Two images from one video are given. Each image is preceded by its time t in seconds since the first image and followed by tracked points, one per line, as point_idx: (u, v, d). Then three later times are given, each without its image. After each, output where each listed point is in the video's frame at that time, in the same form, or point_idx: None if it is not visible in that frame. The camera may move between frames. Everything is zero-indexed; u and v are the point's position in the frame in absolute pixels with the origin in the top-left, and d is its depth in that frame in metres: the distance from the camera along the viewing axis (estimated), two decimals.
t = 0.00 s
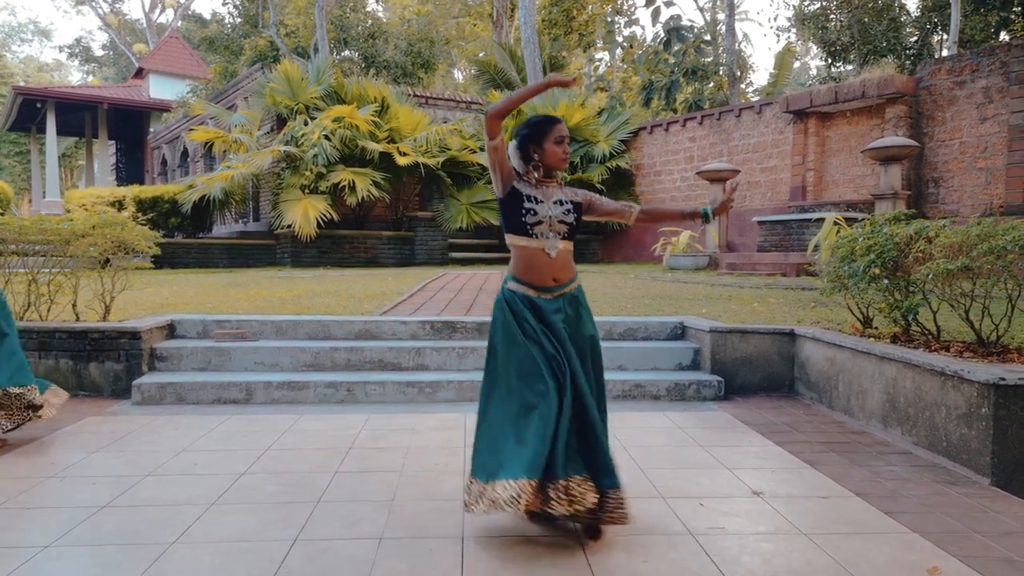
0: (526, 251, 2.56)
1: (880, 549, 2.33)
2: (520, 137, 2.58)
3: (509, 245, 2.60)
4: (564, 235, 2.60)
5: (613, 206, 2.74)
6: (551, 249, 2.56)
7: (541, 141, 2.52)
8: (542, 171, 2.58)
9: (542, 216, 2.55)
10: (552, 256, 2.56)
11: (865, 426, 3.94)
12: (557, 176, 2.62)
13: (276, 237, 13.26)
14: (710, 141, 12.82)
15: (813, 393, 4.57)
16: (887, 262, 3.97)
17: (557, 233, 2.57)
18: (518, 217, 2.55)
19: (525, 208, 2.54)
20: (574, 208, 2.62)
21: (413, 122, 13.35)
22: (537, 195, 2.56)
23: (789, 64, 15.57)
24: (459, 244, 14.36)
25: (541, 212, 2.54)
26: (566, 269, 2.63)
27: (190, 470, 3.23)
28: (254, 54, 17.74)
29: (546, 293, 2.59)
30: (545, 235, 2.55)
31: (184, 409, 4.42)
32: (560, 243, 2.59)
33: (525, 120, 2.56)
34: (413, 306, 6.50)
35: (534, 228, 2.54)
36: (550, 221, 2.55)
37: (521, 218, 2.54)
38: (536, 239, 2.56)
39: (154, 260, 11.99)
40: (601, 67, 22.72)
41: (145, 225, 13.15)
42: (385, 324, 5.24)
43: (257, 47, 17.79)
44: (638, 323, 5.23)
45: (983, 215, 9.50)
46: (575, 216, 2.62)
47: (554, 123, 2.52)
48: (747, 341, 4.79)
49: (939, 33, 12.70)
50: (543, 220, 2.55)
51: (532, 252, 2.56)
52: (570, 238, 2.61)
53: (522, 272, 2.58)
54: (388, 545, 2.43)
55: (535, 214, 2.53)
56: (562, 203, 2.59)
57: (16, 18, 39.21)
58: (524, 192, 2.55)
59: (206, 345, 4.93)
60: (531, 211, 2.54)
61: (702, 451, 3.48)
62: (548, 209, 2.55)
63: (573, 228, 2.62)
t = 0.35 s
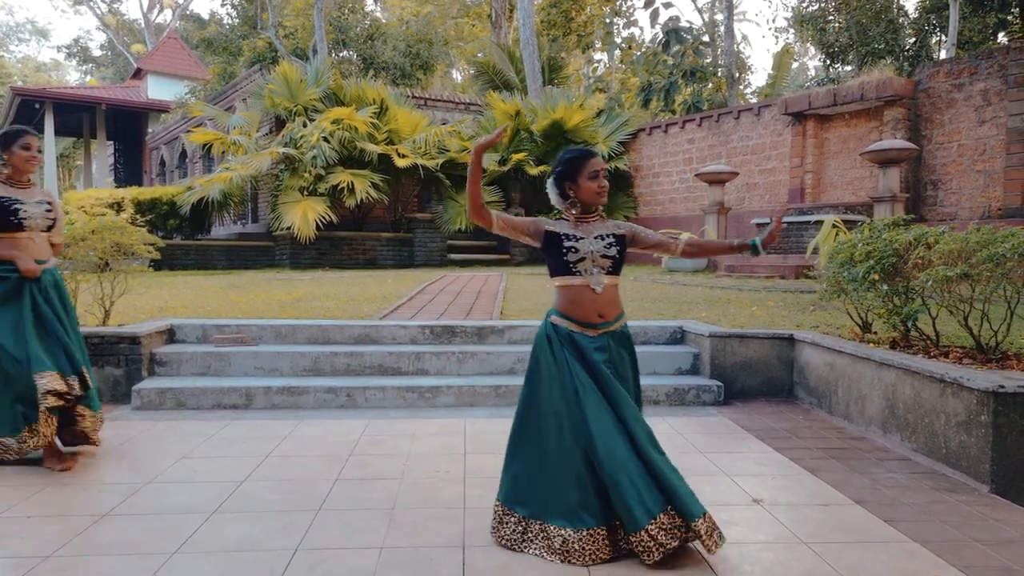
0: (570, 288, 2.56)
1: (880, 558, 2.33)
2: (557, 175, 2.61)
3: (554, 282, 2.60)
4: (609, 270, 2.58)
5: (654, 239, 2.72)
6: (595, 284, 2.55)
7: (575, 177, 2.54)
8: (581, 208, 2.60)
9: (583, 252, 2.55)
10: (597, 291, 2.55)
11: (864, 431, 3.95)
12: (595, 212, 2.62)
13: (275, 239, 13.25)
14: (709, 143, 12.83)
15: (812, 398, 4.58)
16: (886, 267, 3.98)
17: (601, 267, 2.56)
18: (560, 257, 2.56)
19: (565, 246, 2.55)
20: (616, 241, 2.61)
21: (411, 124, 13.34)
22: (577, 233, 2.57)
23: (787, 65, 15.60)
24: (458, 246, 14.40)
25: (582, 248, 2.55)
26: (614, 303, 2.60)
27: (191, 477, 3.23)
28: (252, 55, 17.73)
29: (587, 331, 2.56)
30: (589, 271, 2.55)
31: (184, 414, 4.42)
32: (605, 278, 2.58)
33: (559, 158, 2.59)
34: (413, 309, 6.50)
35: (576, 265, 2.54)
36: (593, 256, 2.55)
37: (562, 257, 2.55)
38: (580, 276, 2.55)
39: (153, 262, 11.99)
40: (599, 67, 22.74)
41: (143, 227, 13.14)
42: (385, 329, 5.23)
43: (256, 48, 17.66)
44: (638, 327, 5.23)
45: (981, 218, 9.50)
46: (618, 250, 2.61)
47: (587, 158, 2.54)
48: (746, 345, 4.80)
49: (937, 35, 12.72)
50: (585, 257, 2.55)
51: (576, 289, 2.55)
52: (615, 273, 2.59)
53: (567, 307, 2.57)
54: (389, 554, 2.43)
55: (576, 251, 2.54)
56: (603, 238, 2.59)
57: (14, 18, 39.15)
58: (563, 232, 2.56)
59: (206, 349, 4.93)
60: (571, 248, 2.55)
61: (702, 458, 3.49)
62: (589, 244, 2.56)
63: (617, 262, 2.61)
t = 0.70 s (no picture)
0: (603, 294, 2.50)
1: (886, 566, 2.34)
2: (590, 179, 2.57)
3: (587, 286, 2.54)
4: (643, 273, 2.52)
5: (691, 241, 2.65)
6: (629, 288, 2.49)
7: (608, 181, 2.49)
8: (614, 212, 2.55)
9: (616, 256, 2.49)
10: (631, 295, 2.49)
11: (867, 436, 3.96)
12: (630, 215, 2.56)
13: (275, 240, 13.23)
14: (708, 145, 12.86)
15: (814, 403, 4.59)
16: (888, 272, 3.98)
17: (635, 271, 2.50)
18: (593, 261, 2.51)
19: (598, 251, 2.50)
20: (650, 244, 2.53)
21: (411, 125, 13.32)
22: (610, 237, 2.52)
23: (785, 67, 15.64)
24: (458, 248, 14.40)
25: (616, 253, 2.49)
26: (645, 307, 2.54)
27: (194, 485, 3.22)
28: (252, 56, 17.72)
29: (618, 336, 2.51)
30: (622, 275, 2.49)
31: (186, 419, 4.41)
32: (639, 282, 2.51)
33: (593, 161, 2.55)
34: (414, 312, 6.50)
35: (609, 269, 2.49)
36: (627, 259, 2.49)
37: (595, 262, 2.50)
38: (614, 280, 2.50)
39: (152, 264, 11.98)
40: (598, 68, 22.78)
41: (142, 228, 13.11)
42: (387, 332, 5.24)
43: (256, 50, 17.62)
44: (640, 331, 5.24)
45: (980, 220, 9.50)
46: (652, 253, 2.54)
47: (622, 161, 2.49)
48: (748, 350, 4.80)
49: (935, 36, 12.75)
50: (618, 261, 2.49)
51: (609, 294, 2.50)
52: (649, 277, 2.52)
53: (600, 311, 2.51)
54: (396, 563, 2.43)
55: (609, 255, 2.48)
56: (637, 241, 2.53)
57: (11, 18, 39.05)
58: (595, 237, 2.52)
59: (207, 354, 4.92)
60: (604, 252, 2.49)
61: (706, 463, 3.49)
62: (623, 248, 2.50)
63: (652, 265, 2.54)
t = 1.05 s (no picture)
0: (622, 288, 2.50)
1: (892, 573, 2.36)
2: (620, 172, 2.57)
3: (605, 280, 2.54)
4: (663, 269, 2.51)
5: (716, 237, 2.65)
6: (647, 284, 2.49)
7: (638, 176, 2.49)
8: (639, 207, 2.55)
9: (636, 251, 2.49)
10: (649, 291, 2.49)
11: (870, 441, 3.98)
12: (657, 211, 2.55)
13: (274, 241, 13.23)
14: (709, 147, 12.90)
15: (817, 407, 4.62)
16: (892, 277, 3.99)
17: (654, 267, 2.50)
18: (611, 256, 2.51)
19: (618, 245, 2.50)
20: (670, 241, 2.53)
21: (412, 126, 13.29)
22: (631, 231, 2.51)
23: (784, 69, 15.68)
24: (458, 249, 14.43)
25: (635, 247, 2.49)
26: (665, 304, 2.53)
27: (203, 492, 3.22)
28: (252, 57, 17.77)
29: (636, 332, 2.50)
30: (641, 270, 2.49)
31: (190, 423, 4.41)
32: (658, 278, 2.51)
33: (624, 156, 2.55)
34: (417, 315, 6.52)
35: (628, 264, 2.49)
36: (646, 255, 2.49)
37: (614, 256, 2.51)
38: (632, 275, 2.49)
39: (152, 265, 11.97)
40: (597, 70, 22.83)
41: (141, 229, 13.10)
42: (392, 336, 5.25)
43: (256, 50, 17.65)
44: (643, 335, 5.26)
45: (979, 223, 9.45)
46: (672, 249, 2.53)
47: (653, 158, 2.49)
48: (751, 354, 4.82)
49: (933, 39, 12.78)
50: (637, 256, 2.48)
51: (628, 288, 2.50)
52: (669, 273, 2.52)
53: (618, 306, 2.51)
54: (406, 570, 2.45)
55: (628, 250, 2.48)
56: (657, 236, 2.52)
57: (8, 17, 38.96)
58: (615, 231, 2.52)
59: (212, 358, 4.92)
60: (624, 247, 2.49)
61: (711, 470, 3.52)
62: (643, 244, 2.49)
63: (671, 262, 2.53)
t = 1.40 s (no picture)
0: (603, 304, 2.51)
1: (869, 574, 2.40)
2: (595, 190, 2.59)
3: (586, 296, 2.56)
4: (644, 287, 2.54)
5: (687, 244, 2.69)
6: (629, 301, 2.50)
7: (606, 193, 2.51)
8: (616, 225, 2.58)
9: (620, 267, 2.52)
10: (630, 308, 2.49)
11: (839, 441, 4.07)
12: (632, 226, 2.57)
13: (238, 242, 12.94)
14: (675, 150, 13.06)
15: (787, 408, 4.70)
16: (860, 282, 4.07)
17: (636, 284, 2.51)
18: (594, 272, 2.52)
19: (601, 261, 2.52)
20: (652, 257, 2.57)
21: (379, 127, 13.27)
22: (615, 248, 2.54)
23: (747, 73, 15.94)
24: (426, 250, 14.35)
25: (619, 264, 2.51)
26: (644, 322, 2.55)
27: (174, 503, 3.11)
28: (213, 53, 17.48)
29: (614, 349, 2.50)
30: (624, 287, 2.50)
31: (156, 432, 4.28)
32: (639, 295, 2.53)
33: (597, 174, 2.57)
34: (388, 318, 6.46)
35: (611, 280, 2.51)
36: (629, 272, 2.51)
37: (597, 271, 2.52)
38: (614, 292, 2.51)
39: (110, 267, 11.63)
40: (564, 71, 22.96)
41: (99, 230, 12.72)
42: (363, 341, 5.18)
43: (217, 46, 17.50)
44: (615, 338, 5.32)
45: (936, 226, 9.65)
46: (654, 265, 2.57)
47: (618, 175, 2.49)
48: (723, 356, 4.89)
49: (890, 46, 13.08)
50: (621, 272, 2.51)
51: (610, 306, 2.51)
52: (650, 291, 2.55)
53: (597, 323, 2.51)
54: None
55: (612, 266, 2.51)
56: (640, 253, 2.56)
57: None
58: (598, 248, 2.54)
59: (178, 364, 4.79)
60: (608, 264, 2.51)
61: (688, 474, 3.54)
62: (626, 260, 2.52)
63: (653, 279, 2.57)
